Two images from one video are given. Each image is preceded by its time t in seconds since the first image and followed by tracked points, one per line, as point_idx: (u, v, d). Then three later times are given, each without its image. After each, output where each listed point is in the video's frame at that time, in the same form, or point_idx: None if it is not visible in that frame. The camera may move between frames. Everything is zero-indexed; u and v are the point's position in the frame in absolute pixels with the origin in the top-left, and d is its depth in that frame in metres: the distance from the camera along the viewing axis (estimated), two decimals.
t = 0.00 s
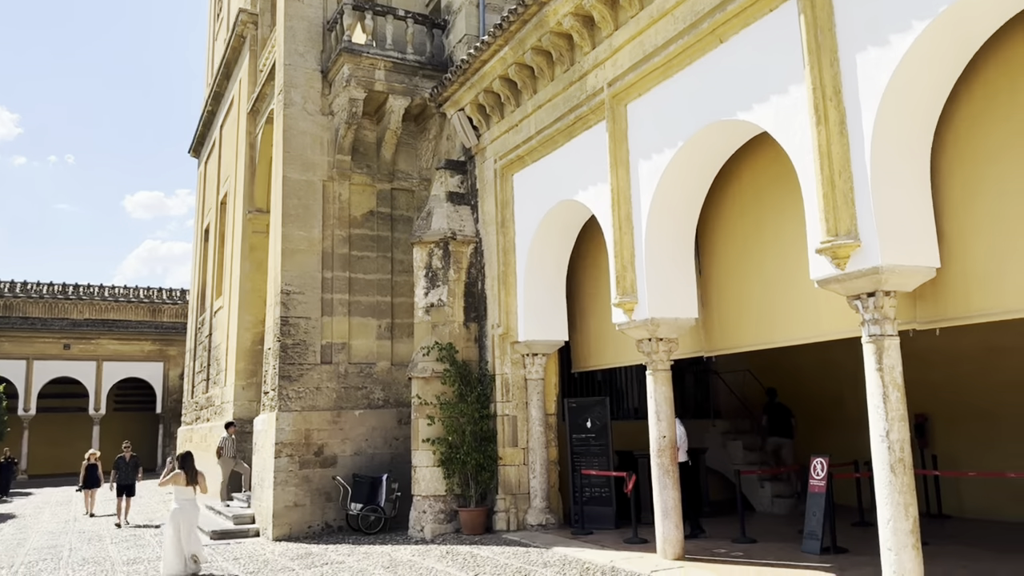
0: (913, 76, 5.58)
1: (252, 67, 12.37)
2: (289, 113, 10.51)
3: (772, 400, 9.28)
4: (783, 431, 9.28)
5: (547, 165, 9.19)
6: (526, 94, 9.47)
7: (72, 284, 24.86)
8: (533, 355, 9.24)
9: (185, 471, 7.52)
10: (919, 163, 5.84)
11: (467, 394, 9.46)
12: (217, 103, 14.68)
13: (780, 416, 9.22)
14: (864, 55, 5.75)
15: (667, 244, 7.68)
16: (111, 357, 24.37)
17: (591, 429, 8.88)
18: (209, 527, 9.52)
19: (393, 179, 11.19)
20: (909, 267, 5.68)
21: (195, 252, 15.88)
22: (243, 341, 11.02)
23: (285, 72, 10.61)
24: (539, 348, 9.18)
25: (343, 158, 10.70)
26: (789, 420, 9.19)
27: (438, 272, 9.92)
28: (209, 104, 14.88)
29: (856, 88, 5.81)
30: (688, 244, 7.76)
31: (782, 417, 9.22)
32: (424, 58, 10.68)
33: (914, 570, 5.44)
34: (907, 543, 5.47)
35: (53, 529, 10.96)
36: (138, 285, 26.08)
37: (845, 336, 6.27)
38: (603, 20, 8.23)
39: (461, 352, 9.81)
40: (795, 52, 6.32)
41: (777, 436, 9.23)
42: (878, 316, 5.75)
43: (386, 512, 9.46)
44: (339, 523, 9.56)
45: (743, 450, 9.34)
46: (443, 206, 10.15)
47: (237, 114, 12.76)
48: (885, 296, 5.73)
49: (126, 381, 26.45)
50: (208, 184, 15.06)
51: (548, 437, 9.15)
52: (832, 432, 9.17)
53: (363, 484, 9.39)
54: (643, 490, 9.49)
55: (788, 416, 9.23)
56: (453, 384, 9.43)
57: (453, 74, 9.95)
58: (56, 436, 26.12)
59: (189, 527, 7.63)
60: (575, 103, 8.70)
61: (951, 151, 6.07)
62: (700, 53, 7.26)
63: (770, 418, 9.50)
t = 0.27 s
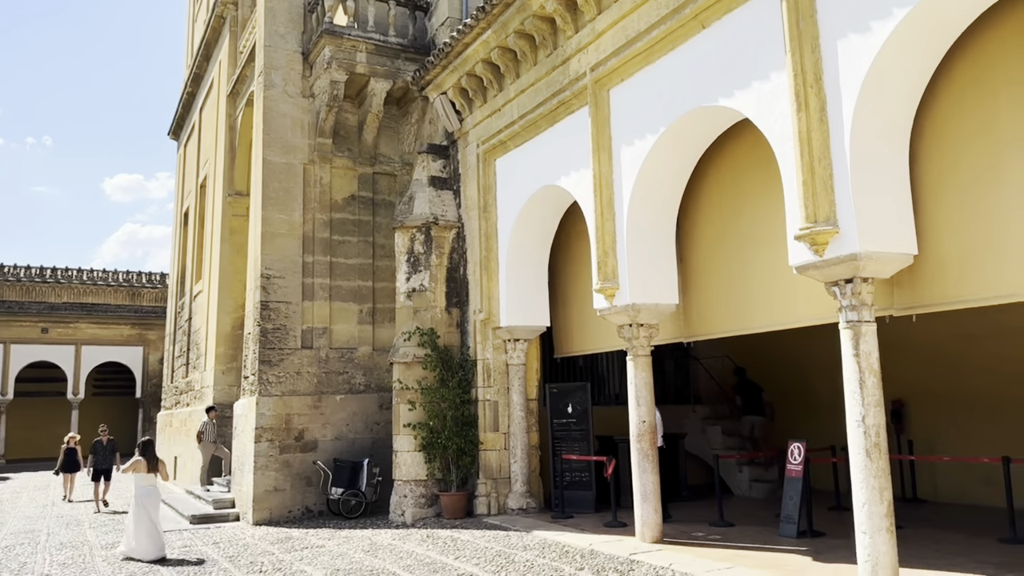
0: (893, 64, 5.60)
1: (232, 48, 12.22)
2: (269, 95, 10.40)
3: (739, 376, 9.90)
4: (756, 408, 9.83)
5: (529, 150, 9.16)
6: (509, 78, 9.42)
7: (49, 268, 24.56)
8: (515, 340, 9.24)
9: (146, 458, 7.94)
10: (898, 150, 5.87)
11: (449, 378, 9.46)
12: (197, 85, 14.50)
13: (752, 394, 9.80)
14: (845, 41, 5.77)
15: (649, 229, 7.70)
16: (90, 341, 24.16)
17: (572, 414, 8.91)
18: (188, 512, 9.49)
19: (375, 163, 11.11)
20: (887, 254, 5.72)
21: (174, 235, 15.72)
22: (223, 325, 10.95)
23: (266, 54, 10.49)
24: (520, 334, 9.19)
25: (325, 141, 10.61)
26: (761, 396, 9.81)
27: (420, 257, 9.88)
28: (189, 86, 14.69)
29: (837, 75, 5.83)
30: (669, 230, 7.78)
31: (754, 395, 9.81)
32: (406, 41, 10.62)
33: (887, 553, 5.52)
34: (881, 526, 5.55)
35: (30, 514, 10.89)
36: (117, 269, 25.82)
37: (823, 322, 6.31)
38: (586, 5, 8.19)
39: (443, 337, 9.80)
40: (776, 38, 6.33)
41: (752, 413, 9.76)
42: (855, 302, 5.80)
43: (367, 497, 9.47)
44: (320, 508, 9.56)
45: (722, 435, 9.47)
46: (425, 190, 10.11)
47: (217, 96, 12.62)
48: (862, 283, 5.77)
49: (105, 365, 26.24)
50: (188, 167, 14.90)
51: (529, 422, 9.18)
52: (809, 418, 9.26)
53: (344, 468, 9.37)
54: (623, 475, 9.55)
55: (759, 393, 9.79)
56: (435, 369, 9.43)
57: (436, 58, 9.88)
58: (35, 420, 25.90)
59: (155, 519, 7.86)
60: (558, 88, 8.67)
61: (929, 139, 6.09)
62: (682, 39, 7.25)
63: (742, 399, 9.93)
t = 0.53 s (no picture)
0: (872, 56, 5.62)
1: (211, 32, 12.07)
2: (249, 80, 10.29)
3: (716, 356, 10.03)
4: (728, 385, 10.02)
5: (511, 138, 9.14)
6: (491, 66, 9.38)
7: (25, 254, 24.23)
8: (496, 329, 9.24)
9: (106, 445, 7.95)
10: (875, 142, 5.89)
11: (429, 367, 9.45)
12: (176, 69, 14.32)
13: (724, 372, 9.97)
14: (825, 33, 5.78)
15: (629, 218, 7.71)
16: (67, 328, 23.91)
17: (552, 403, 8.94)
18: (166, 500, 9.43)
19: (356, 150, 11.04)
20: (864, 246, 5.75)
21: (153, 221, 15.56)
22: (202, 312, 10.86)
23: (245, 38, 10.37)
24: (502, 323, 9.18)
25: (305, 127, 10.53)
26: (733, 373, 10.00)
27: (401, 245, 9.84)
28: (168, 70, 14.51)
29: (816, 67, 5.84)
30: (649, 219, 7.79)
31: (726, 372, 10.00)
32: (388, 27, 10.58)
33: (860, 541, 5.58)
34: (854, 514, 5.61)
35: (5, 502, 10.78)
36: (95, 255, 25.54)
37: (801, 313, 6.35)
38: None
39: (424, 325, 9.78)
40: (757, 28, 6.33)
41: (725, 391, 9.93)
42: (832, 293, 5.83)
43: (347, 485, 9.47)
44: (299, 496, 9.54)
45: (700, 424, 9.51)
46: (406, 178, 10.06)
47: (197, 80, 12.47)
48: (840, 274, 5.80)
49: (83, 352, 25.99)
50: (167, 152, 14.73)
51: (509, 411, 9.20)
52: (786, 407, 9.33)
53: (323, 456, 9.41)
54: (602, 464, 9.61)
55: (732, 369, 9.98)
56: (415, 357, 9.41)
57: (417, 44, 9.81)
58: (12, 408, 25.64)
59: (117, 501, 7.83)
60: (540, 76, 8.64)
61: (906, 132, 6.13)
62: (664, 28, 7.23)
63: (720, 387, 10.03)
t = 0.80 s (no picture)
0: (851, 52, 5.64)
1: (191, 19, 11.94)
2: (229, 69, 10.20)
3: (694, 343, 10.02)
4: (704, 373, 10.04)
5: (493, 130, 9.11)
6: (473, 57, 9.34)
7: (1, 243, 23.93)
8: (477, 322, 9.23)
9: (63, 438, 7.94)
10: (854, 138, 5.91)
11: (410, 359, 9.43)
12: (155, 57, 14.17)
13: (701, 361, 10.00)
14: (804, 29, 5.79)
15: (610, 212, 7.72)
16: (44, 318, 23.66)
17: (531, 396, 8.95)
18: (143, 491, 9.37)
19: (337, 140, 10.96)
20: (840, 241, 5.79)
21: (131, 211, 15.40)
22: (180, 302, 10.78)
23: (225, 26, 10.27)
24: (483, 315, 9.17)
25: (285, 116, 10.45)
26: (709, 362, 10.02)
27: (382, 237, 9.80)
28: (147, 58, 14.35)
29: (796, 62, 5.86)
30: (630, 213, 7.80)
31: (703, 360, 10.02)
32: (370, 16, 10.50)
33: (834, 533, 5.62)
34: (828, 506, 5.65)
35: None
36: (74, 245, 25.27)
37: (778, 307, 6.38)
38: None
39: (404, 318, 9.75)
40: (737, 23, 6.33)
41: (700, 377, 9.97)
42: (809, 287, 5.86)
43: (326, 478, 9.45)
44: (277, 488, 9.52)
45: (679, 417, 9.58)
46: (387, 169, 10.01)
47: (176, 69, 12.34)
48: (816, 269, 5.83)
49: (60, 342, 25.73)
50: (146, 141, 14.58)
51: (489, 404, 9.21)
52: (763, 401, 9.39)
53: (303, 448, 9.39)
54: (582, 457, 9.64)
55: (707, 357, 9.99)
56: (395, 349, 9.39)
57: (399, 34, 9.75)
58: None
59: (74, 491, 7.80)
60: (523, 68, 8.61)
61: (884, 130, 6.16)
62: (646, 21, 7.22)
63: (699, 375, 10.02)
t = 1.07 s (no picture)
0: (831, 50, 5.65)
1: (173, 10, 11.83)
2: (210, 60, 10.12)
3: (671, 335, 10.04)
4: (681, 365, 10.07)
5: (476, 124, 9.08)
6: (456, 51, 9.30)
7: None
8: (459, 317, 9.20)
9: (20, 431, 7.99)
10: (834, 136, 5.93)
11: (391, 354, 9.41)
12: (137, 48, 14.04)
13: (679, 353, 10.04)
14: (786, 26, 5.80)
15: (592, 208, 7.71)
16: (24, 311, 23.43)
17: (514, 391, 8.94)
18: (121, 486, 9.30)
19: (319, 133, 10.90)
20: (819, 238, 5.80)
21: (112, 203, 15.27)
22: (161, 296, 10.69)
23: (207, 18, 10.19)
24: (465, 311, 9.15)
25: (267, 109, 10.38)
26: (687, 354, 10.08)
27: (364, 231, 9.75)
28: (129, 49, 14.22)
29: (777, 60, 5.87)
30: (609, 207, 7.78)
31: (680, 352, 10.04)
32: (354, 9, 10.44)
33: (811, 529, 5.63)
34: (806, 502, 5.67)
35: None
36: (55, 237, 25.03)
37: (757, 304, 6.40)
38: None
39: (386, 312, 9.72)
40: (719, 19, 6.33)
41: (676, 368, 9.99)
42: (788, 284, 5.88)
43: (306, 473, 9.41)
44: (257, 482, 9.47)
45: (661, 412, 9.59)
46: (370, 163, 9.96)
47: (158, 60, 12.23)
48: (795, 266, 5.85)
49: (40, 336, 25.49)
50: (127, 133, 14.45)
51: (471, 399, 9.20)
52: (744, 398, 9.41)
53: (283, 443, 9.35)
54: (563, 453, 9.64)
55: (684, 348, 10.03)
56: (377, 344, 9.36)
57: (383, 27, 9.70)
58: None
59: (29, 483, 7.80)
60: (506, 63, 8.58)
61: (863, 128, 6.18)
62: (629, 17, 7.21)
63: (678, 369, 10.05)
